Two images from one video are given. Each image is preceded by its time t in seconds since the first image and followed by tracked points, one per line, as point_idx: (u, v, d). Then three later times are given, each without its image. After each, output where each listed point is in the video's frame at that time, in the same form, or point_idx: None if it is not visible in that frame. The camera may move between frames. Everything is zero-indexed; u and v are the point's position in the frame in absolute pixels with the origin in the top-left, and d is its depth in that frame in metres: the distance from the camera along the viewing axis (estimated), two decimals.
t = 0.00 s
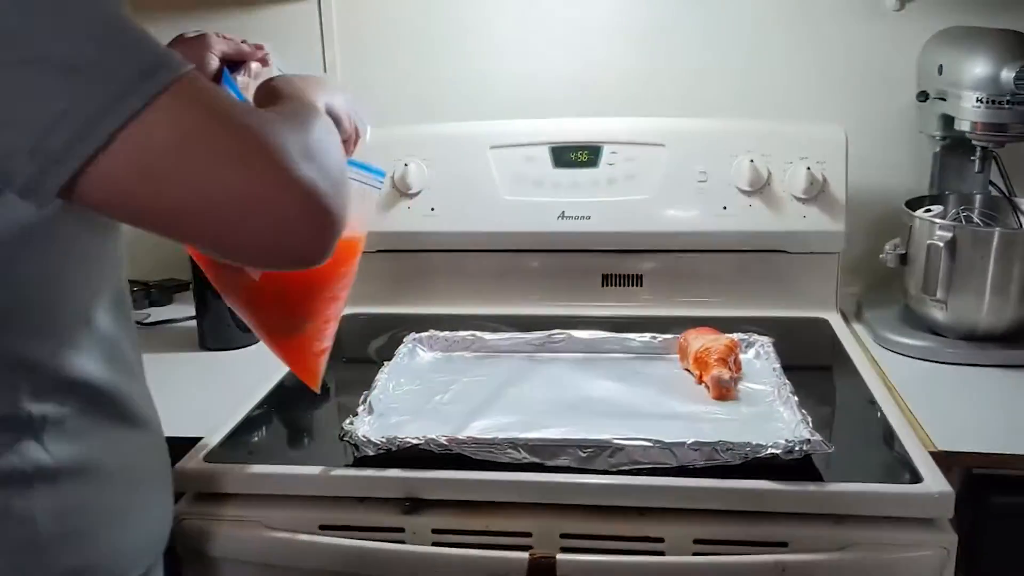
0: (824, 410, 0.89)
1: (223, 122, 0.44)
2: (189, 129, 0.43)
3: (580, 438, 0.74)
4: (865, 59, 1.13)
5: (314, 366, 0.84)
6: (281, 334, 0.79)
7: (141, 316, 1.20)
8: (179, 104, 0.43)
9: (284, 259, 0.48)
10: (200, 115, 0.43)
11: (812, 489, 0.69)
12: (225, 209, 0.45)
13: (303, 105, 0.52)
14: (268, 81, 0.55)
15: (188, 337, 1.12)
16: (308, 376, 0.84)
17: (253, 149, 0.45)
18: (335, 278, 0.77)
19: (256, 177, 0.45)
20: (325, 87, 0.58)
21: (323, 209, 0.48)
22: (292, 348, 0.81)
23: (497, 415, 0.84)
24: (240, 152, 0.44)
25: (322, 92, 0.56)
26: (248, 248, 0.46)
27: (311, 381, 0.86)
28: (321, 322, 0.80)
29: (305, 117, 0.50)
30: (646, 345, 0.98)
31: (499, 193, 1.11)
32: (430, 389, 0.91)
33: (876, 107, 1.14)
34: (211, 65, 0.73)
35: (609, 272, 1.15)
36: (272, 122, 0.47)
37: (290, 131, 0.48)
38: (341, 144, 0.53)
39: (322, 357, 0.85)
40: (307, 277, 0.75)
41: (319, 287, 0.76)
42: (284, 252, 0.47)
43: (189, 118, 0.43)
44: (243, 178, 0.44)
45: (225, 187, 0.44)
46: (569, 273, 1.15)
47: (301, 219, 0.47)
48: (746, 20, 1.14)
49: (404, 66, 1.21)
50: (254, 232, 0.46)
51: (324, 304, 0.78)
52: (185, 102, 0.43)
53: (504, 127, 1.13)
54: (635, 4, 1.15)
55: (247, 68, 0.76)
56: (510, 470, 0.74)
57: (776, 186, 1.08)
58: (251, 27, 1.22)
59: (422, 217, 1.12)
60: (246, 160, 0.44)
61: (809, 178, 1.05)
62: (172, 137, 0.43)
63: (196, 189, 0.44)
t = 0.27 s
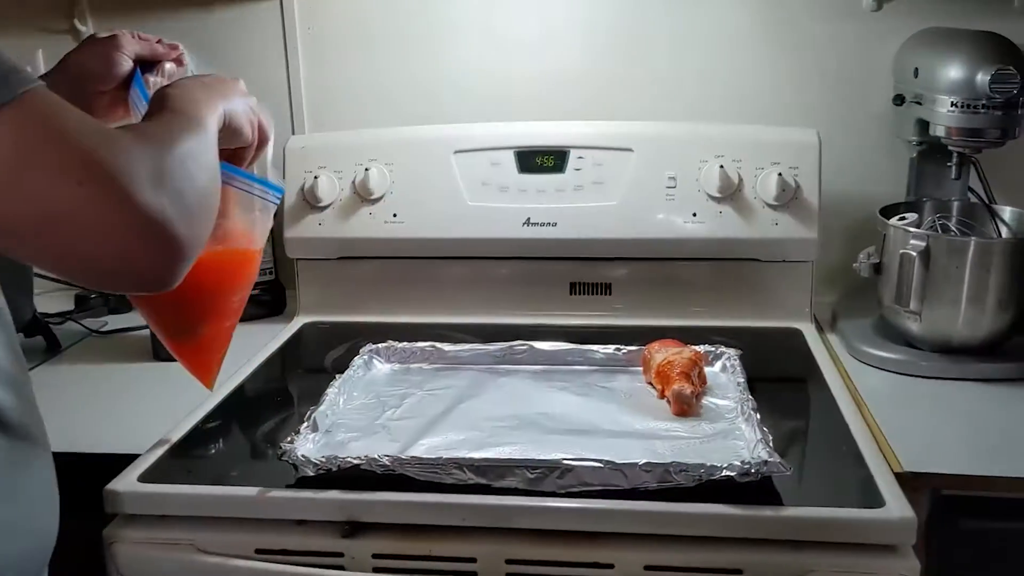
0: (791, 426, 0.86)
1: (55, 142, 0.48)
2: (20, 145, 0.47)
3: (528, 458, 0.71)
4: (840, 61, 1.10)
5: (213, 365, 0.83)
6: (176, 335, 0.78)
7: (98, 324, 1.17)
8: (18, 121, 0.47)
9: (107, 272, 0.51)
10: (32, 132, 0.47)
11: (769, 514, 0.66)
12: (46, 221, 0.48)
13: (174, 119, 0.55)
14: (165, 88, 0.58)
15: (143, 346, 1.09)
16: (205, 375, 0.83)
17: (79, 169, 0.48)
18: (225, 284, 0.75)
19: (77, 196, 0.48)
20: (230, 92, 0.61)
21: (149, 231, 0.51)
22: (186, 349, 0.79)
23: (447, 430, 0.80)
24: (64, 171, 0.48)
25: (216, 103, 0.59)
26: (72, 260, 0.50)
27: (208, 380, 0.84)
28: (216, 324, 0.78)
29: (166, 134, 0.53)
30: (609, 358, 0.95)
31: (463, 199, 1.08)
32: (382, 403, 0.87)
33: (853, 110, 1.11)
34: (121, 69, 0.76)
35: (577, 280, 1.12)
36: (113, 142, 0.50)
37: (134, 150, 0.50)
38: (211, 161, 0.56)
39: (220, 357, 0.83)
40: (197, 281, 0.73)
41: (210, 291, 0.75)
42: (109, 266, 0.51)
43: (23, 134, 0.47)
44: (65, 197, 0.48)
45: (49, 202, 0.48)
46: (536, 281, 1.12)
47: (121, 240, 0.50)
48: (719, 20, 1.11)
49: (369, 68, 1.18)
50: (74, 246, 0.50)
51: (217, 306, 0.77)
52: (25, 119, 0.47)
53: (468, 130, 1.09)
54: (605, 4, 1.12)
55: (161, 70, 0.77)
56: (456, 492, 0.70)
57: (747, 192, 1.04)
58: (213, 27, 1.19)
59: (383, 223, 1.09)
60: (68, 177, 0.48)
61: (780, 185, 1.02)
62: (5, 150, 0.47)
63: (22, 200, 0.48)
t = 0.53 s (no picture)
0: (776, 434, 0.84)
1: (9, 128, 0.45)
2: None
3: (500, 468, 0.69)
4: (831, 58, 1.07)
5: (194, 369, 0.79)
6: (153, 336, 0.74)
7: (74, 326, 1.15)
8: None
9: (70, 267, 0.48)
10: None
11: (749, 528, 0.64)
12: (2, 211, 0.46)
13: (135, 109, 0.51)
14: (126, 79, 0.55)
15: (118, 348, 1.07)
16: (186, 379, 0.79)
17: (34, 155, 0.45)
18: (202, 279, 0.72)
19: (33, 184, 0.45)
20: (191, 86, 0.57)
21: (110, 222, 0.48)
22: (165, 351, 0.76)
23: (422, 436, 0.78)
24: (19, 158, 0.45)
25: (175, 94, 0.55)
26: (31, 254, 0.47)
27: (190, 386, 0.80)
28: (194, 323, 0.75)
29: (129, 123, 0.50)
30: (591, 363, 0.93)
31: (444, 198, 1.05)
32: (357, 409, 0.85)
33: (844, 109, 1.08)
34: (84, 68, 0.74)
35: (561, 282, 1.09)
36: (74, 129, 0.47)
37: (95, 137, 0.47)
38: (179, 154, 0.52)
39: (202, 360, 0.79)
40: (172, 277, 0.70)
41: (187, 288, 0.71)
42: (73, 261, 0.48)
43: None
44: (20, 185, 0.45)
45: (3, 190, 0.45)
46: (520, 283, 1.09)
47: (79, 231, 0.47)
48: (707, 17, 1.08)
49: (351, 65, 1.16)
50: (31, 239, 0.47)
51: (195, 304, 0.73)
52: None
53: (450, 129, 1.07)
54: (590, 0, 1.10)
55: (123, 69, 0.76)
56: (426, 503, 0.68)
57: (734, 192, 1.02)
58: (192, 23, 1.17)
59: (363, 223, 1.07)
60: (22, 164, 0.45)
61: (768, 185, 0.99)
62: None
63: None
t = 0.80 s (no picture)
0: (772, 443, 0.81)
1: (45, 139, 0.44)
2: (6, 143, 0.44)
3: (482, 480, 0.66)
4: (830, 55, 1.04)
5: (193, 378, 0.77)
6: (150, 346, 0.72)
7: (54, 328, 1.12)
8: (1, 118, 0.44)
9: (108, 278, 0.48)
10: (16, 130, 0.44)
11: (738, 544, 0.61)
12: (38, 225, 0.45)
13: (155, 104, 0.50)
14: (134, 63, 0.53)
15: (98, 351, 1.05)
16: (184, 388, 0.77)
17: (71, 167, 0.45)
18: (201, 289, 0.69)
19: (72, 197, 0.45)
20: (191, 69, 0.55)
21: (149, 232, 0.48)
22: (163, 362, 0.74)
23: (403, 444, 0.75)
24: (56, 171, 0.44)
25: (180, 79, 0.53)
26: (66, 266, 0.47)
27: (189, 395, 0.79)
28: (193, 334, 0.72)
29: (155, 121, 0.49)
30: (581, 368, 0.90)
31: (432, 198, 1.03)
32: (337, 416, 0.82)
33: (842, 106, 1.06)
34: (75, 65, 0.71)
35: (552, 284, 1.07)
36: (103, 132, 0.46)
37: (131, 141, 0.47)
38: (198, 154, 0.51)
39: (201, 369, 0.77)
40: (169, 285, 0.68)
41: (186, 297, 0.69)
42: (99, 269, 0.48)
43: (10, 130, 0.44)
44: (61, 200, 0.45)
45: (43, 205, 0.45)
46: (510, 285, 1.07)
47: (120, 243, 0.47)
48: (702, 12, 1.05)
49: (338, 61, 1.13)
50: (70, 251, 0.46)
51: (192, 314, 0.71)
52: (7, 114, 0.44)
53: (438, 126, 1.04)
54: None
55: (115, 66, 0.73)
56: (404, 517, 0.66)
57: (729, 192, 0.99)
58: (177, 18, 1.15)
59: (349, 224, 1.04)
60: (60, 177, 0.45)
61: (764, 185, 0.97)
62: None
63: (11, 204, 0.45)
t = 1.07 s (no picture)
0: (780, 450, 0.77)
1: (129, 157, 0.39)
2: (84, 157, 0.39)
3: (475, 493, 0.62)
4: (837, 46, 1.01)
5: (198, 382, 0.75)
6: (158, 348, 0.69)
7: (33, 329, 1.08)
8: (75, 137, 0.38)
9: (194, 308, 0.44)
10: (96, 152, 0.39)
11: (747, 561, 0.58)
12: (121, 255, 0.41)
13: (208, 96, 0.46)
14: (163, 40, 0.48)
15: (78, 353, 1.01)
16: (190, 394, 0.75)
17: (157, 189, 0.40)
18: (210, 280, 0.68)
19: (160, 221, 0.41)
20: (229, 47, 0.51)
21: (232, 254, 0.44)
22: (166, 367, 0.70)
23: (391, 453, 0.72)
24: (144, 195, 0.40)
25: (220, 60, 0.49)
26: (150, 298, 0.43)
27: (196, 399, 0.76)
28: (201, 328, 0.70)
29: (217, 120, 0.45)
30: (579, 372, 0.86)
31: (424, 195, 0.99)
32: (324, 422, 0.78)
33: (850, 100, 1.02)
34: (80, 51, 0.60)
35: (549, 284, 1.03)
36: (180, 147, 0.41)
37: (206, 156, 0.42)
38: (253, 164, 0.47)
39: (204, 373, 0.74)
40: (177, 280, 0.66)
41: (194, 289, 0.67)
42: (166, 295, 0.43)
43: (88, 153, 0.39)
44: (152, 226, 0.41)
45: (125, 234, 0.40)
46: (505, 285, 1.03)
47: (210, 267, 0.43)
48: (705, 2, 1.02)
49: (327, 54, 1.09)
50: (156, 281, 0.42)
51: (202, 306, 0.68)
52: (82, 131, 0.38)
53: (431, 120, 1.00)
54: None
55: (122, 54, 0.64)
56: (392, 532, 0.62)
57: (733, 189, 0.95)
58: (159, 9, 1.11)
59: (338, 221, 1.00)
60: (145, 201, 0.40)
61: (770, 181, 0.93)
62: (62, 173, 0.38)
63: (92, 235, 0.40)
